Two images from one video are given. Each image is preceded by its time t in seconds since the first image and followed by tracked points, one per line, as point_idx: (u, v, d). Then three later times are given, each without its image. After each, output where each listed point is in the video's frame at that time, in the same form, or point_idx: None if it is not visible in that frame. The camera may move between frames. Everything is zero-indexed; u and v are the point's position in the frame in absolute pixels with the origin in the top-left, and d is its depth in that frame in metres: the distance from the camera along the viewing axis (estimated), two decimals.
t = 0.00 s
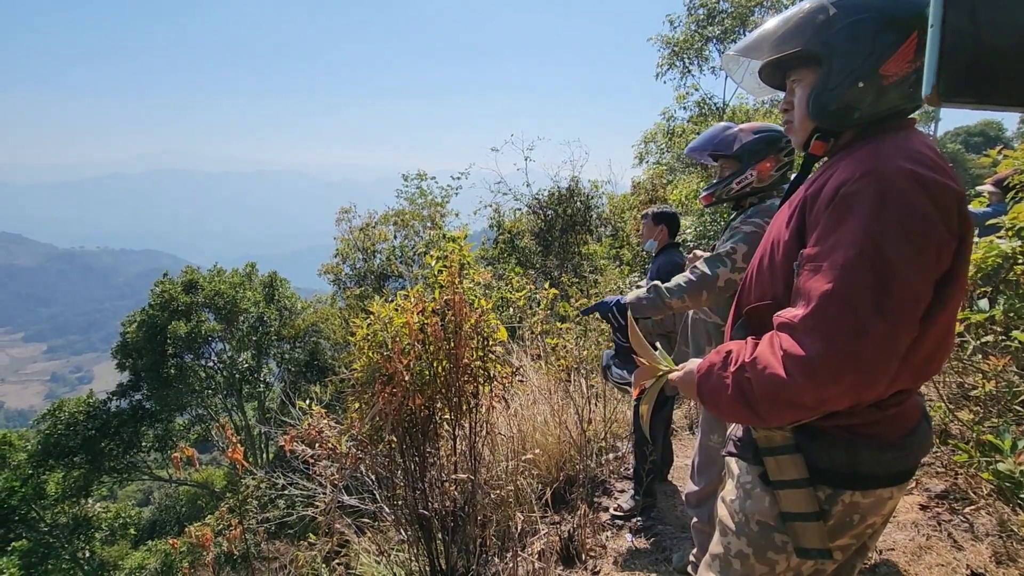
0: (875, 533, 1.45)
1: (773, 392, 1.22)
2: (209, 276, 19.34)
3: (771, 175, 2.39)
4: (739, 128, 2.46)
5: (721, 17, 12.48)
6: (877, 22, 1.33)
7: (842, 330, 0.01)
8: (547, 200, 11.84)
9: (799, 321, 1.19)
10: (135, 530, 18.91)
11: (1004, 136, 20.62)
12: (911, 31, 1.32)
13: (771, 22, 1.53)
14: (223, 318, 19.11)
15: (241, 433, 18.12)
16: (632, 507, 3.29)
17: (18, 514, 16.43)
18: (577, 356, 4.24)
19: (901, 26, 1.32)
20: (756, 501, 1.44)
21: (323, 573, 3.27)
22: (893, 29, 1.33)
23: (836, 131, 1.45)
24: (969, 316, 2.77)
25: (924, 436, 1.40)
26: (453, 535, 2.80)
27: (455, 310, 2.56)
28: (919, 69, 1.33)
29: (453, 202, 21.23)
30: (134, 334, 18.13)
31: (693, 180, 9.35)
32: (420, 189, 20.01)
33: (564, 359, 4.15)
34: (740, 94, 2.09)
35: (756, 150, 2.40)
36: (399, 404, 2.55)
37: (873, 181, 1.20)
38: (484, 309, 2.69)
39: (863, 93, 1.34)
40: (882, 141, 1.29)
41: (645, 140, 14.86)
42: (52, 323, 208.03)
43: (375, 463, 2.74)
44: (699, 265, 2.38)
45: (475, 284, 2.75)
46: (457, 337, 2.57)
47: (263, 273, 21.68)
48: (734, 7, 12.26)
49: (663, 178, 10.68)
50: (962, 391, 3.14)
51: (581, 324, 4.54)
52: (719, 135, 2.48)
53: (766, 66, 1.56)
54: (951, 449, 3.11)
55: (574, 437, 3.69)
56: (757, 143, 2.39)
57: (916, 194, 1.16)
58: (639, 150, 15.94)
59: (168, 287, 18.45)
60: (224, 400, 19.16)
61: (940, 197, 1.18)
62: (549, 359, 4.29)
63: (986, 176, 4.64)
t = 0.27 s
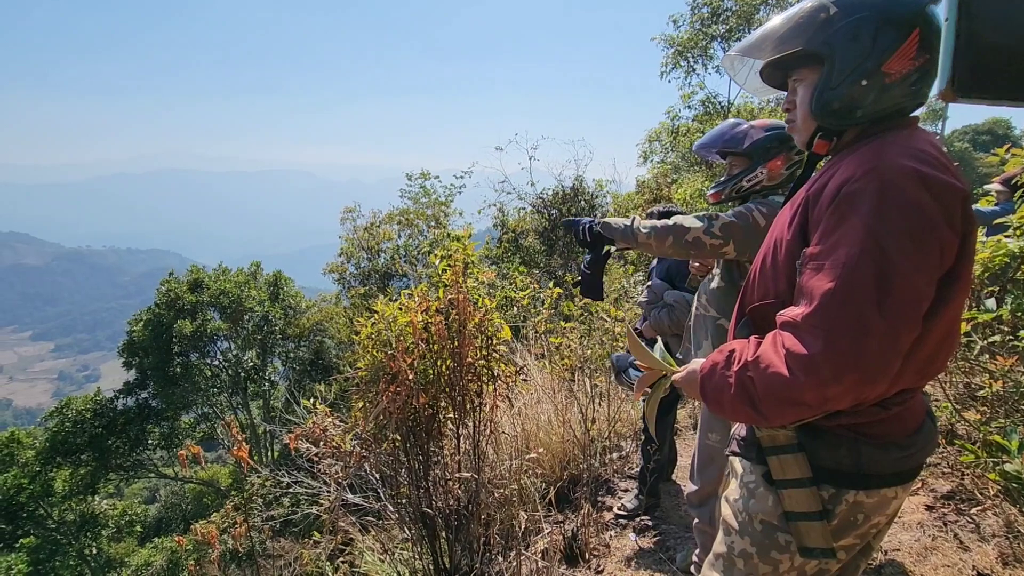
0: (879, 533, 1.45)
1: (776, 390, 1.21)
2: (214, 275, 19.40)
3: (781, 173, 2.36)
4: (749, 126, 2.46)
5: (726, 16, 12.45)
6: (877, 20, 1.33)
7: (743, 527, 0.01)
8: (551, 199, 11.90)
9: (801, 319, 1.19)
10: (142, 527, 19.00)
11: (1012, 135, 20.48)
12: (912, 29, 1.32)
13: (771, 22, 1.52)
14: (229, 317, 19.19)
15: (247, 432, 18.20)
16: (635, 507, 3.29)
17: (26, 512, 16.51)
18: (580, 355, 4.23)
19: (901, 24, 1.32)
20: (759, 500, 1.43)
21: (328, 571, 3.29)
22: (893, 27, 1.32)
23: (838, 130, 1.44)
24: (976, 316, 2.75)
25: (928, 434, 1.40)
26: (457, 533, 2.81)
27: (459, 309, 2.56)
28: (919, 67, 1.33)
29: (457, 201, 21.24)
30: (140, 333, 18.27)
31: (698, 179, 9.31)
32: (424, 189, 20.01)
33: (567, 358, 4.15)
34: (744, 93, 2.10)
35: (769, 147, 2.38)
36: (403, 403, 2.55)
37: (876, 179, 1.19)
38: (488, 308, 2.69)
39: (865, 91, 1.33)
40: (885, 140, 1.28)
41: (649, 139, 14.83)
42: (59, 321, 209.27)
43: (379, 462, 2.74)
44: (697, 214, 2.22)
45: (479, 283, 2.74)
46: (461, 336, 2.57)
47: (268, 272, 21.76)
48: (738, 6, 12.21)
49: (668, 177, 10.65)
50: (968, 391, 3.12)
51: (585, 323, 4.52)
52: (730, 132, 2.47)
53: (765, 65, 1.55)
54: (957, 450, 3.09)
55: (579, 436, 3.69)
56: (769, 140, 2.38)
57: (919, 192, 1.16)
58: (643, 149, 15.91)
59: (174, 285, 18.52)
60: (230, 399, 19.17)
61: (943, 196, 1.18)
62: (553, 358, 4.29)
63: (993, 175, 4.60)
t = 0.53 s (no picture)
0: (887, 534, 1.44)
1: (784, 389, 1.20)
2: (222, 273, 19.52)
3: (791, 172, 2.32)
4: (760, 122, 2.44)
5: (732, 15, 12.40)
6: (887, 17, 1.30)
7: None
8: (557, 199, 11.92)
9: (809, 317, 1.18)
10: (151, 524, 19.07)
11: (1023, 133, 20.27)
12: (922, 26, 1.29)
13: (782, 19, 1.51)
14: (237, 315, 19.33)
15: (254, 429, 18.29)
16: (642, 507, 3.27)
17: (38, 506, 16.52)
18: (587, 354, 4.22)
19: (911, 21, 1.29)
20: (766, 500, 1.43)
21: (336, 568, 3.30)
22: (903, 24, 1.29)
23: (847, 129, 1.43)
24: (988, 316, 2.71)
25: (938, 435, 1.38)
26: (463, 532, 2.81)
27: (465, 308, 2.56)
28: (930, 64, 1.31)
29: (464, 200, 21.26)
30: (150, 331, 18.46)
31: (705, 179, 9.27)
32: (431, 188, 20.02)
33: (574, 357, 4.13)
34: (751, 92, 2.10)
35: (781, 144, 2.36)
36: (409, 401, 2.56)
37: (885, 177, 1.18)
38: (495, 307, 2.69)
39: (873, 90, 1.32)
40: (895, 137, 1.27)
41: (656, 139, 14.79)
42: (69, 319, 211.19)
43: (385, 460, 2.75)
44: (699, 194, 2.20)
45: (485, 282, 2.74)
46: (467, 335, 2.57)
47: (276, 271, 21.85)
48: (745, 4, 12.16)
49: (675, 177, 10.63)
50: (979, 392, 3.09)
51: (591, 322, 4.51)
52: (740, 129, 2.46)
53: (775, 63, 1.54)
54: (968, 451, 3.06)
55: (585, 435, 3.69)
56: (780, 137, 2.36)
57: (928, 190, 1.15)
58: (650, 148, 15.86)
59: (182, 284, 18.76)
60: (238, 396, 19.31)
61: (953, 195, 1.17)
62: (560, 358, 4.28)
63: (1004, 175, 4.55)
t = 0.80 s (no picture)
0: (897, 535, 1.43)
1: (794, 389, 1.20)
2: (231, 272, 19.64)
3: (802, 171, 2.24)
4: (769, 121, 2.44)
5: (740, 14, 12.35)
6: (897, 16, 1.29)
7: None
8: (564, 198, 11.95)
9: (819, 317, 1.17)
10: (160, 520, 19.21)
11: None
12: (931, 25, 1.27)
13: (789, 19, 1.50)
14: (246, 313, 19.47)
15: (262, 427, 18.41)
16: (650, 507, 3.27)
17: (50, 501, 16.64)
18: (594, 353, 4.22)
19: (919, 20, 1.27)
20: (775, 500, 1.42)
21: (343, 565, 3.31)
22: (912, 22, 1.28)
23: (856, 129, 1.42)
24: (1000, 318, 2.68)
25: (948, 436, 1.37)
26: (471, 530, 2.81)
27: (474, 307, 2.56)
28: (940, 64, 1.29)
29: (471, 200, 21.27)
30: (159, 328, 18.51)
31: (713, 179, 9.24)
32: (438, 187, 20.05)
33: (581, 357, 4.13)
34: (758, 92, 2.10)
35: (791, 141, 2.34)
36: (417, 400, 2.56)
37: (896, 177, 1.17)
38: (503, 307, 2.69)
39: (883, 89, 1.31)
40: (904, 138, 1.26)
41: (664, 138, 14.73)
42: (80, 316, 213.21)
43: (393, 458, 2.76)
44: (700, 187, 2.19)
45: (493, 282, 2.75)
46: (475, 334, 2.57)
47: (284, 270, 21.96)
48: (754, 4, 12.10)
49: (682, 178, 10.60)
50: (992, 395, 3.05)
51: (598, 322, 4.50)
52: (749, 128, 2.46)
53: (782, 63, 1.54)
54: (980, 454, 3.02)
55: (593, 435, 3.69)
56: (790, 135, 2.34)
57: (939, 189, 1.14)
58: (658, 148, 15.81)
59: (192, 282, 18.84)
60: (246, 394, 19.33)
61: (964, 195, 1.16)
62: (567, 357, 4.29)
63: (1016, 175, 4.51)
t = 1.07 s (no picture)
0: (908, 537, 1.41)
1: (804, 391, 1.19)
2: (239, 270, 19.74)
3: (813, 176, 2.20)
4: (779, 119, 2.42)
5: (749, 14, 12.28)
6: (905, 18, 1.27)
7: None
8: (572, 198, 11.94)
9: (830, 319, 1.16)
10: (168, 516, 19.32)
11: None
12: (940, 26, 1.25)
13: (796, 22, 1.50)
14: (254, 312, 19.56)
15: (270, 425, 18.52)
16: (658, 509, 3.26)
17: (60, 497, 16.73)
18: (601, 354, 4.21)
19: (927, 20, 1.26)
20: (784, 502, 1.41)
21: (351, 563, 3.32)
22: (922, 23, 1.26)
23: (866, 130, 1.41)
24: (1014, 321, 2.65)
25: (959, 438, 1.36)
26: (477, 530, 2.82)
27: (481, 307, 2.57)
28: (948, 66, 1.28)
29: (478, 199, 21.28)
30: (169, 326, 18.65)
31: (721, 179, 9.20)
32: (446, 186, 20.03)
33: (588, 358, 4.12)
34: (767, 94, 2.08)
35: (802, 142, 2.34)
36: (425, 399, 2.56)
37: (907, 178, 1.16)
38: (510, 307, 2.69)
39: (893, 91, 1.30)
40: (915, 138, 1.25)
41: (672, 138, 14.68)
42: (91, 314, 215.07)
43: (400, 457, 2.77)
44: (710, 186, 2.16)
45: (501, 282, 2.75)
46: (483, 334, 2.57)
47: (292, 268, 22.05)
48: (763, 3, 12.03)
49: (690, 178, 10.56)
50: (1005, 398, 3.01)
51: (607, 322, 4.49)
52: (759, 126, 2.44)
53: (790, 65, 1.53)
54: (993, 459, 2.99)
55: (600, 436, 3.68)
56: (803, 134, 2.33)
57: (950, 191, 1.12)
58: (666, 148, 15.75)
59: (200, 280, 18.94)
60: (253, 392, 19.42)
61: (976, 196, 1.14)
62: (575, 358, 4.27)
63: None
